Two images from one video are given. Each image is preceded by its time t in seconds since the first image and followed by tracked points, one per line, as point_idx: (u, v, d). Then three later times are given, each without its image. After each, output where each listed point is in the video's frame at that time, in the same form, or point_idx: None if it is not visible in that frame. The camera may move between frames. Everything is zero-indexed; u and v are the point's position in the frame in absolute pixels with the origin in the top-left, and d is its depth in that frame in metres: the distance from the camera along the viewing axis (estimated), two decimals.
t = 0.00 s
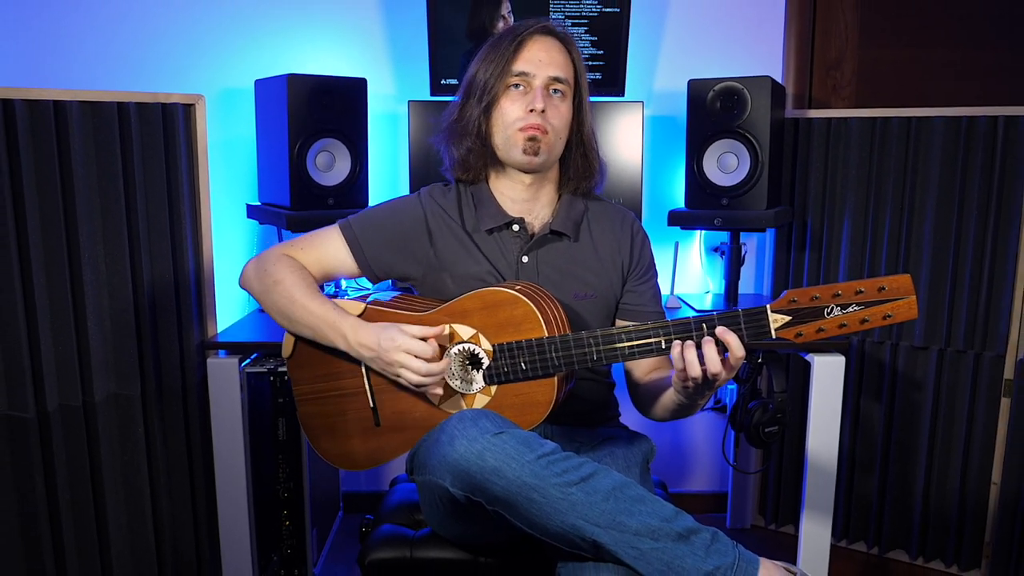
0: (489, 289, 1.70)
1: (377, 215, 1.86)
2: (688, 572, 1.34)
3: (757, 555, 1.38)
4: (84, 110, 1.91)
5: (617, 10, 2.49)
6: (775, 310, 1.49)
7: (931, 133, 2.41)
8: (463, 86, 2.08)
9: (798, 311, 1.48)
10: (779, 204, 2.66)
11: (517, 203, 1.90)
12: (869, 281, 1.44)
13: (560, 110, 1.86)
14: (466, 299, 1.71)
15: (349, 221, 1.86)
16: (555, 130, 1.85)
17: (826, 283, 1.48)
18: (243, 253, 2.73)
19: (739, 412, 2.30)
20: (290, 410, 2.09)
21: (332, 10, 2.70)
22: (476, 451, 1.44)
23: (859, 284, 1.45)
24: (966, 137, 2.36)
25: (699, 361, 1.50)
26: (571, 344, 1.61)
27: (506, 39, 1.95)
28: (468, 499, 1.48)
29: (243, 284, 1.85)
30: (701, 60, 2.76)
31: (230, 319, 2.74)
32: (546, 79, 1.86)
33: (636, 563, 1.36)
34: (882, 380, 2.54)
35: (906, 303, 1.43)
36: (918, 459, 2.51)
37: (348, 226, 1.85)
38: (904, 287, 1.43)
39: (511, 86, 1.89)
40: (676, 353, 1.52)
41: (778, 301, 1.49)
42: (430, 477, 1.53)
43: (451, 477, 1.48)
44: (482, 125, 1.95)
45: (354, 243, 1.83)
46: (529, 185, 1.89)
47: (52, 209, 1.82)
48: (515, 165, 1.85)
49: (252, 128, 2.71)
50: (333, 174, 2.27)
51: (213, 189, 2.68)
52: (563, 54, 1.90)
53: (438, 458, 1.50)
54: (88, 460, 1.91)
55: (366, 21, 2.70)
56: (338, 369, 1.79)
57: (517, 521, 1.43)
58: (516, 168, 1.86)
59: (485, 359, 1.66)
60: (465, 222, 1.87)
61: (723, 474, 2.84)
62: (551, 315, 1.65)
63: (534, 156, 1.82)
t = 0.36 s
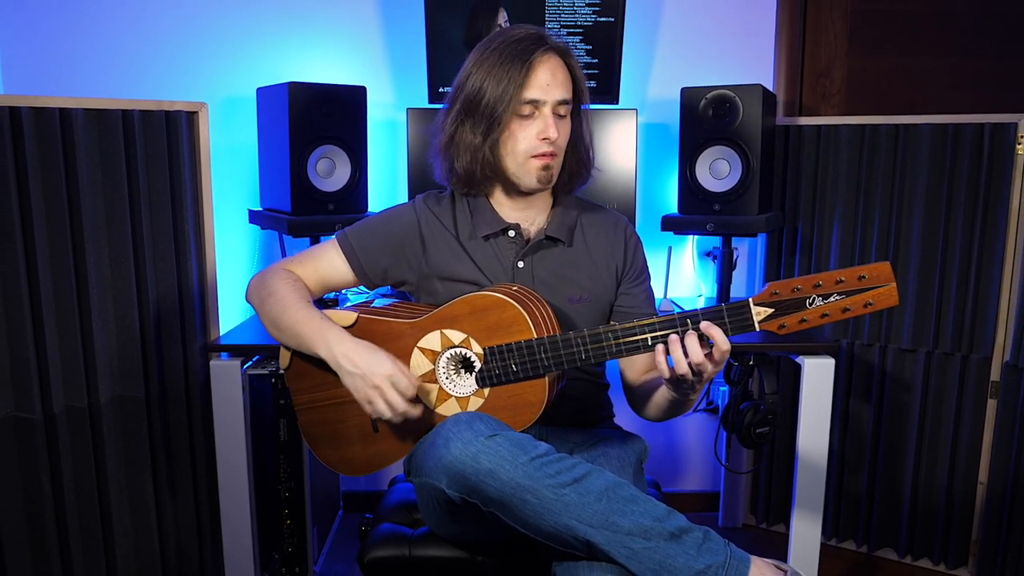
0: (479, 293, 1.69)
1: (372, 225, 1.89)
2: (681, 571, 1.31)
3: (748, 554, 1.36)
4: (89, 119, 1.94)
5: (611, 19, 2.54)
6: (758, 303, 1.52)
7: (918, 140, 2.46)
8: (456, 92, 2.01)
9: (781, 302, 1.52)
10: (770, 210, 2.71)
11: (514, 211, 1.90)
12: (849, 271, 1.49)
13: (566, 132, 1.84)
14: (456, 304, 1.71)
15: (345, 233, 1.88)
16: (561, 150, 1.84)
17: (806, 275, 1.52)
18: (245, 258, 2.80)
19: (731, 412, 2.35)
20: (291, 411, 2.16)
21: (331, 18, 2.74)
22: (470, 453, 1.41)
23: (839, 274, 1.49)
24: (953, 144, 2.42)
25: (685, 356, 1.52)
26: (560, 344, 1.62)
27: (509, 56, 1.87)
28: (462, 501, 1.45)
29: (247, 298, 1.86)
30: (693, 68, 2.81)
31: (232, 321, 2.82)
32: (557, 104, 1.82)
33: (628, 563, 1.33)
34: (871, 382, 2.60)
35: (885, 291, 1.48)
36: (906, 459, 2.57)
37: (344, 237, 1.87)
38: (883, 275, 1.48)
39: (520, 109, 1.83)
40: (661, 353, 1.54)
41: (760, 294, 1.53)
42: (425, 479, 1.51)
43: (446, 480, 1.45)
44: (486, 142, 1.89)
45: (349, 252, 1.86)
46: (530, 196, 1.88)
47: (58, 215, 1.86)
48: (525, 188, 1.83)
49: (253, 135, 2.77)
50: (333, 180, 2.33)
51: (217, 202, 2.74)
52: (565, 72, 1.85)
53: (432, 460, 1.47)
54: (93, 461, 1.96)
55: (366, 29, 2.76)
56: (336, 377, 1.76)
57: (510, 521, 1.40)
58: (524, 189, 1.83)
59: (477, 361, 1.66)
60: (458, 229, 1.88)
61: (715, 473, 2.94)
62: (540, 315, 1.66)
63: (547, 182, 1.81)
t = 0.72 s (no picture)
0: (473, 296, 1.71)
1: (372, 227, 1.91)
2: (676, 571, 1.34)
3: (743, 553, 1.39)
4: (93, 122, 1.96)
5: (608, 25, 2.58)
6: (748, 305, 1.54)
7: (911, 145, 2.50)
8: (453, 105, 1.97)
9: (770, 304, 1.54)
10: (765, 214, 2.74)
11: (513, 216, 1.91)
12: (838, 272, 1.50)
13: (566, 144, 1.83)
14: (450, 307, 1.72)
15: (345, 233, 1.89)
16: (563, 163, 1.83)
17: (795, 275, 1.54)
18: (246, 260, 2.84)
19: (726, 413, 2.38)
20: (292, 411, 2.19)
21: (331, 24, 2.78)
22: (468, 454, 1.43)
23: (828, 275, 1.50)
24: (946, 148, 2.45)
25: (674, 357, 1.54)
26: (553, 346, 1.63)
27: (509, 72, 1.83)
28: (460, 500, 1.47)
29: (246, 298, 1.88)
30: (690, 73, 2.85)
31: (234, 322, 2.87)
32: (558, 119, 1.80)
33: (625, 562, 1.36)
34: (865, 384, 2.64)
35: (875, 291, 1.49)
36: (899, 459, 2.61)
37: (345, 238, 1.88)
38: (871, 275, 1.49)
39: (521, 127, 1.80)
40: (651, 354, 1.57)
41: (750, 296, 1.54)
42: (423, 479, 1.53)
43: (444, 480, 1.47)
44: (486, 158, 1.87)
45: (350, 254, 1.88)
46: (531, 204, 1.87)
47: (62, 218, 1.89)
48: (528, 200, 1.82)
49: (254, 141, 2.81)
50: (333, 184, 2.37)
51: (218, 206, 2.78)
52: (563, 84, 1.83)
53: (430, 461, 1.49)
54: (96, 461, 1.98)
55: (366, 34, 2.79)
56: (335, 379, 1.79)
57: (508, 521, 1.43)
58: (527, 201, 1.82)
59: (471, 363, 1.69)
60: (458, 235, 1.90)
61: (710, 473, 2.99)
62: (534, 318, 1.68)
63: (551, 194, 1.80)
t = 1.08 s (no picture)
0: (478, 299, 1.69)
1: (377, 232, 1.86)
2: (675, 571, 1.35)
3: (741, 553, 1.40)
4: (94, 124, 1.96)
5: (606, 28, 2.59)
6: (751, 311, 1.51)
7: (907, 147, 2.51)
8: (463, 110, 1.93)
9: (773, 310, 1.51)
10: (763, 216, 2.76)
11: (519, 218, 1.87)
12: (841, 279, 1.47)
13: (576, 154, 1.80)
14: (456, 309, 1.71)
15: (350, 238, 1.85)
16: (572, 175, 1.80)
17: (800, 282, 1.50)
18: (247, 261, 2.86)
19: (723, 414, 2.40)
20: (293, 411, 2.21)
21: (331, 27, 2.79)
22: (469, 455, 1.44)
23: (831, 282, 1.47)
24: (942, 150, 2.47)
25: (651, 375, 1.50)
26: (557, 350, 1.61)
27: (522, 82, 1.80)
28: (460, 501, 1.49)
29: (253, 305, 1.85)
30: (688, 76, 2.86)
31: (235, 322, 2.90)
32: (570, 132, 1.76)
33: (624, 563, 1.37)
34: (861, 385, 2.65)
35: (880, 299, 1.45)
36: (895, 460, 2.63)
37: (349, 244, 1.84)
38: (876, 283, 1.45)
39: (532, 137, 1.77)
40: (624, 369, 1.51)
41: (753, 302, 1.51)
42: (424, 480, 1.54)
43: (444, 481, 1.49)
44: (496, 167, 1.83)
45: (355, 260, 1.83)
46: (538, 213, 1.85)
47: (64, 218, 1.90)
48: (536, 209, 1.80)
49: (255, 143, 2.83)
50: (334, 186, 2.39)
51: (218, 206, 2.82)
52: (576, 97, 1.80)
53: (430, 462, 1.51)
54: (98, 462, 2.00)
55: (366, 38, 2.81)
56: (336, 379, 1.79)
57: (508, 522, 1.44)
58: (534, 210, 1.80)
59: (475, 365, 1.66)
60: (463, 238, 1.86)
61: (707, 473, 3.01)
62: (537, 321, 1.66)
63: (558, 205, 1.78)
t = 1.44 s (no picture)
0: (481, 299, 1.67)
1: (381, 232, 1.83)
2: (676, 571, 1.35)
3: (742, 552, 1.40)
4: (94, 125, 1.97)
5: (606, 28, 2.59)
6: (754, 318, 1.47)
7: (906, 147, 2.52)
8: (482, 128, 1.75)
9: (776, 318, 1.47)
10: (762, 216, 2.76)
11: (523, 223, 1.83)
12: (845, 289, 1.43)
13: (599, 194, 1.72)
14: (458, 309, 1.69)
15: (353, 237, 1.81)
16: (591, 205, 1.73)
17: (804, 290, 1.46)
18: (247, 261, 2.86)
19: (723, 414, 2.41)
20: (293, 411, 2.21)
21: (331, 27, 2.79)
22: (470, 456, 1.44)
23: (836, 291, 1.43)
24: (941, 150, 2.47)
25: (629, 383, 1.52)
26: (558, 353, 1.59)
27: (551, 124, 1.64)
28: (461, 502, 1.49)
29: (255, 302, 1.82)
30: (688, 76, 2.87)
31: (236, 322, 2.91)
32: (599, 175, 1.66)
33: (625, 563, 1.37)
34: (861, 385, 2.66)
35: (883, 310, 1.41)
36: (895, 460, 2.63)
37: (353, 243, 1.81)
38: (880, 294, 1.41)
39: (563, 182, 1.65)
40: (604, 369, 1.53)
41: (756, 310, 1.47)
42: (425, 481, 1.54)
43: (445, 482, 1.49)
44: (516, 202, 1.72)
45: (357, 259, 1.79)
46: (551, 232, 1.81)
47: (64, 218, 1.90)
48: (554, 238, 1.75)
49: (255, 143, 2.83)
50: (334, 186, 2.39)
51: (218, 206, 2.82)
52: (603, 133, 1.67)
53: (431, 464, 1.51)
54: (98, 462, 2.00)
55: (366, 38, 2.81)
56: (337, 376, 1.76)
57: (509, 523, 1.44)
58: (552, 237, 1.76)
59: (476, 366, 1.65)
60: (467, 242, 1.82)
61: (707, 473, 3.01)
62: (539, 325, 1.64)
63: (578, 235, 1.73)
